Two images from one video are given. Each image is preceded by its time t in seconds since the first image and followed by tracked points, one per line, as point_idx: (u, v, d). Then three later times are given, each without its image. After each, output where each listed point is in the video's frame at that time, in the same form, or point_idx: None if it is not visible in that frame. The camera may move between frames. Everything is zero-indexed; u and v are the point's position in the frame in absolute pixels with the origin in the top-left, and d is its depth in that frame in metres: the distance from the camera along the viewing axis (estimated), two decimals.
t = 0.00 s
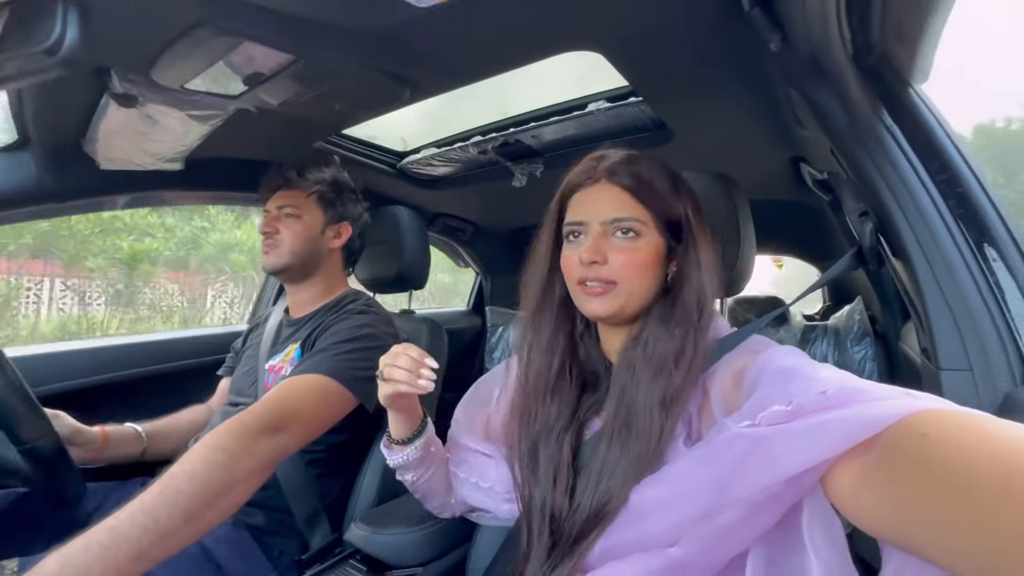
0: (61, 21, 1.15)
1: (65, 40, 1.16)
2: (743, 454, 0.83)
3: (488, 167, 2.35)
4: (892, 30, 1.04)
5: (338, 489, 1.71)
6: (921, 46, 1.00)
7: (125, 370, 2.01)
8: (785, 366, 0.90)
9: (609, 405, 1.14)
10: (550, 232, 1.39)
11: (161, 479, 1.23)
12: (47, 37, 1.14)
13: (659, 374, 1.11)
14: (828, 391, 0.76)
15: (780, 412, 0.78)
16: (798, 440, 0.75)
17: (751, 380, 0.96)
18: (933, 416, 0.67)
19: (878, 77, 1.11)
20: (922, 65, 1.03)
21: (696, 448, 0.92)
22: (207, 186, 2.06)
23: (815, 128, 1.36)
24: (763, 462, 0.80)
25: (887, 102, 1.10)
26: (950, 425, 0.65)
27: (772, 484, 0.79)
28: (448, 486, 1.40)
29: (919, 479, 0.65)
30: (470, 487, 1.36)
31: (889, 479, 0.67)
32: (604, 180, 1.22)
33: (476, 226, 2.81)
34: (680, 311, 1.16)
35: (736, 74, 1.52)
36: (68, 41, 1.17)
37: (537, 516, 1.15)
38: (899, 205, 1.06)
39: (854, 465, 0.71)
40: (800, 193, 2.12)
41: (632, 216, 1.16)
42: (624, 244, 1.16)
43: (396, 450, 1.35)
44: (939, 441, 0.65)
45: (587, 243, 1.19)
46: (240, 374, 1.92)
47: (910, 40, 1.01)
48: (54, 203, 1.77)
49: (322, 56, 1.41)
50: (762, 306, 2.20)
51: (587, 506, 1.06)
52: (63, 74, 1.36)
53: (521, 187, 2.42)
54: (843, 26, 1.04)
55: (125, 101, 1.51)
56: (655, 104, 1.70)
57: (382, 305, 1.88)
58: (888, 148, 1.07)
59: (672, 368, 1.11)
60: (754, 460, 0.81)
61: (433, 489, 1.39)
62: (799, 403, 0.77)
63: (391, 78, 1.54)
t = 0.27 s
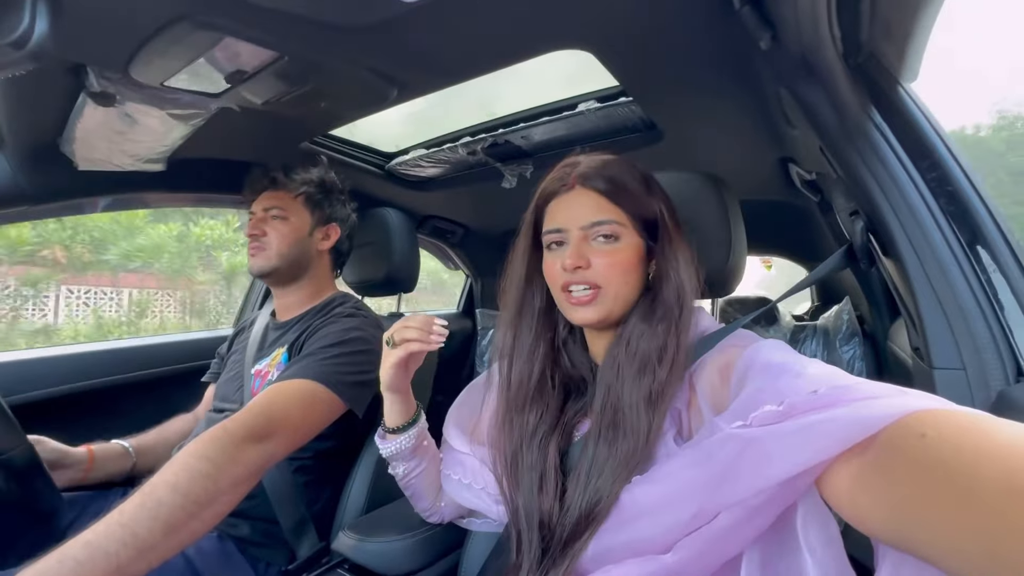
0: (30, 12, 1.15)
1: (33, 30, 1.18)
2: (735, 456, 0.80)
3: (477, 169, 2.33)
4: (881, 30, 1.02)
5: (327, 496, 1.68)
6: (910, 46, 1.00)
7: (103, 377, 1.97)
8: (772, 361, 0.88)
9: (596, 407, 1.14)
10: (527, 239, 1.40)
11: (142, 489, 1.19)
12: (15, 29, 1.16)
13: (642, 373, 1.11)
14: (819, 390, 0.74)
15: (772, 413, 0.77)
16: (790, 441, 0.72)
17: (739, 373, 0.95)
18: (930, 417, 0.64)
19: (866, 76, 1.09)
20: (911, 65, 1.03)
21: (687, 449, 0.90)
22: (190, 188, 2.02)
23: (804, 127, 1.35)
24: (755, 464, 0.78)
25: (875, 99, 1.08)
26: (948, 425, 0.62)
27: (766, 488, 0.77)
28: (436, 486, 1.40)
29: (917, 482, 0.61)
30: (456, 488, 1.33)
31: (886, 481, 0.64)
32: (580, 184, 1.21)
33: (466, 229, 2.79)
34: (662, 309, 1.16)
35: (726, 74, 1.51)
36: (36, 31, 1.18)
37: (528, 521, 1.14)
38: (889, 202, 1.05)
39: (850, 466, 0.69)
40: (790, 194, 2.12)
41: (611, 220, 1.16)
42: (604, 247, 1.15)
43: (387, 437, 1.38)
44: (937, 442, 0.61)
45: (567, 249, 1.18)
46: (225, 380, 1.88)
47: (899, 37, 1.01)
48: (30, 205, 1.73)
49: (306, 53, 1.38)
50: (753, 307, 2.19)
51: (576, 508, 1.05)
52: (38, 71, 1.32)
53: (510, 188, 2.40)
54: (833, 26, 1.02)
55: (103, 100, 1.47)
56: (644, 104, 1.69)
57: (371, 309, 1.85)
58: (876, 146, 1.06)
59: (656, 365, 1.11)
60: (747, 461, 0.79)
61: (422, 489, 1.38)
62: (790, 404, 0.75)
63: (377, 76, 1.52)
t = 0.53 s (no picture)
0: (31, 7, 1.13)
1: (34, 25, 1.16)
2: (738, 446, 0.80)
3: (476, 166, 2.32)
4: (881, 27, 1.01)
5: (328, 494, 1.68)
6: (909, 39, 0.99)
7: (104, 376, 1.97)
8: (773, 351, 0.88)
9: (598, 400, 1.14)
10: (526, 236, 1.40)
11: (146, 486, 1.19)
12: (15, 24, 1.14)
13: (643, 364, 1.12)
14: (821, 378, 0.74)
15: (773, 402, 0.77)
16: (792, 429, 0.73)
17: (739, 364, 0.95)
18: (932, 403, 0.63)
19: (866, 68, 1.08)
20: (910, 56, 1.01)
21: (688, 440, 0.90)
22: (189, 186, 2.02)
23: (804, 120, 1.35)
24: (758, 453, 0.78)
25: (874, 92, 1.08)
26: (948, 411, 0.62)
27: (768, 476, 0.76)
28: (437, 483, 1.39)
29: (915, 469, 0.61)
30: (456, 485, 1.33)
31: (888, 468, 0.64)
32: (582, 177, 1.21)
33: (464, 227, 2.78)
34: (662, 301, 1.16)
35: (725, 67, 1.51)
36: (37, 26, 1.16)
37: (532, 515, 1.14)
38: (889, 192, 1.06)
39: (852, 454, 0.69)
40: (789, 190, 2.12)
41: (616, 212, 1.16)
42: (609, 239, 1.15)
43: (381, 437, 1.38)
44: (937, 427, 0.61)
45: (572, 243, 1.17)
46: (225, 378, 1.88)
47: (898, 29, 0.99)
48: (28, 204, 1.72)
49: (306, 48, 1.38)
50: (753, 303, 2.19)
51: (580, 501, 1.05)
52: (36, 67, 1.32)
53: (509, 185, 2.40)
54: (833, 17, 1.01)
55: (103, 96, 1.47)
56: (644, 98, 1.69)
57: (371, 306, 1.85)
58: (875, 136, 1.06)
59: (657, 356, 1.11)
60: (750, 451, 0.79)
61: (422, 487, 1.38)
62: (791, 393, 0.75)
63: (377, 71, 1.51)
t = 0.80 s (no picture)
0: (32, 11, 1.09)
1: (36, 32, 1.11)
2: (733, 444, 0.81)
3: (476, 167, 2.33)
4: (874, 26, 1.03)
5: (329, 494, 1.69)
6: (904, 40, 1.00)
7: (105, 377, 1.98)
8: (769, 351, 0.89)
9: (597, 402, 1.15)
10: (519, 241, 1.41)
11: (149, 487, 1.20)
12: (17, 30, 1.09)
13: (641, 367, 1.12)
14: (814, 377, 0.75)
15: (768, 401, 0.78)
16: (786, 427, 0.73)
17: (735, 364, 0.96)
18: (921, 401, 0.64)
19: (861, 70, 1.09)
20: (905, 58, 1.03)
21: (685, 439, 0.91)
22: (189, 187, 2.03)
23: (800, 121, 1.35)
24: (752, 451, 0.79)
25: (869, 94, 1.09)
26: (937, 409, 0.62)
27: (762, 474, 0.77)
28: (438, 484, 1.40)
29: (905, 467, 0.62)
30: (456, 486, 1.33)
31: (877, 465, 0.64)
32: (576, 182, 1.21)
33: (464, 227, 2.79)
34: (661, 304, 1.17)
35: (722, 68, 1.51)
36: (39, 32, 1.11)
37: (530, 515, 1.15)
38: (883, 192, 1.06)
39: (843, 452, 0.69)
40: (787, 189, 2.12)
41: (610, 218, 1.16)
42: (604, 244, 1.16)
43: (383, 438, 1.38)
44: (924, 425, 0.62)
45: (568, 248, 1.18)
46: (225, 379, 1.89)
47: (893, 31, 1.00)
48: (29, 206, 1.72)
49: (306, 51, 1.39)
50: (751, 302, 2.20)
51: (578, 502, 1.07)
52: (37, 71, 1.32)
53: (508, 186, 2.41)
54: (827, 17, 1.01)
55: (103, 100, 1.47)
56: (641, 99, 1.70)
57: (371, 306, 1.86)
58: (870, 136, 1.07)
59: (658, 359, 1.12)
60: (745, 449, 0.80)
61: (424, 488, 1.39)
62: (786, 392, 0.76)
63: (377, 74, 1.52)
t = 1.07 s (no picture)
0: (25, 18, 1.09)
1: (29, 37, 1.11)
2: (725, 448, 0.82)
3: (470, 170, 2.34)
4: (863, 33, 1.04)
5: (324, 498, 1.68)
6: (892, 44, 1.01)
7: (99, 381, 1.98)
8: (762, 355, 0.89)
9: (592, 409, 1.15)
10: (518, 242, 1.41)
11: (142, 492, 1.19)
12: (8, 36, 1.10)
13: (638, 377, 1.12)
14: (803, 381, 0.76)
15: (758, 404, 0.78)
16: (776, 430, 0.74)
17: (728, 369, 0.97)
18: (907, 406, 0.65)
19: (852, 76, 1.11)
20: (893, 64, 1.05)
21: (678, 442, 0.91)
22: (183, 191, 2.03)
23: (791, 125, 1.36)
24: (744, 455, 0.79)
25: (860, 100, 1.10)
26: (921, 413, 0.63)
27: (753, 477, 0.78)
28: (433, 488, 1.40)
29: (892, 468, 0.62)
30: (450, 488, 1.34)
31: (864, 469, 0.65)
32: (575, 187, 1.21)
33: (459, 230, 2.79)
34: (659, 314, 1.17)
35: (714, 73, 1.52)
36: (31, 38, 1.11)
37: (522, 520, 1.15)
38: (872, 196, 1.07)
39: (833, 455, 0.70)
40: (779, 192, 2.14)
41: (606, 226, 1.17)
42: (598, 252, 1.16)
43: (378, 442, 1.39)
44: (909, 429, 0.62)
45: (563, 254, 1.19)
46: (219, 382, 1.88)
47: (881, 39, 1.02)
48: (22, 211, 1.72)
49: (300, 55, 1.39)
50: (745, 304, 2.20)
51: (570, 508, 1.07)
52: (31, 76, 1.32)
53: (503, 189, 2.41)
54: (817, 23, 1.01)
55: (97, 104, 1.47)
56: (635, 103, 1.70)
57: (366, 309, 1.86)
58: (859, 140, 1.08)
59: (654, 370, 1.12)
60: (737, 452, 0.80)
61: (420, 491, 1.39)
62: (775, 395, 0.77)
63: (370, 78, 1.52)
